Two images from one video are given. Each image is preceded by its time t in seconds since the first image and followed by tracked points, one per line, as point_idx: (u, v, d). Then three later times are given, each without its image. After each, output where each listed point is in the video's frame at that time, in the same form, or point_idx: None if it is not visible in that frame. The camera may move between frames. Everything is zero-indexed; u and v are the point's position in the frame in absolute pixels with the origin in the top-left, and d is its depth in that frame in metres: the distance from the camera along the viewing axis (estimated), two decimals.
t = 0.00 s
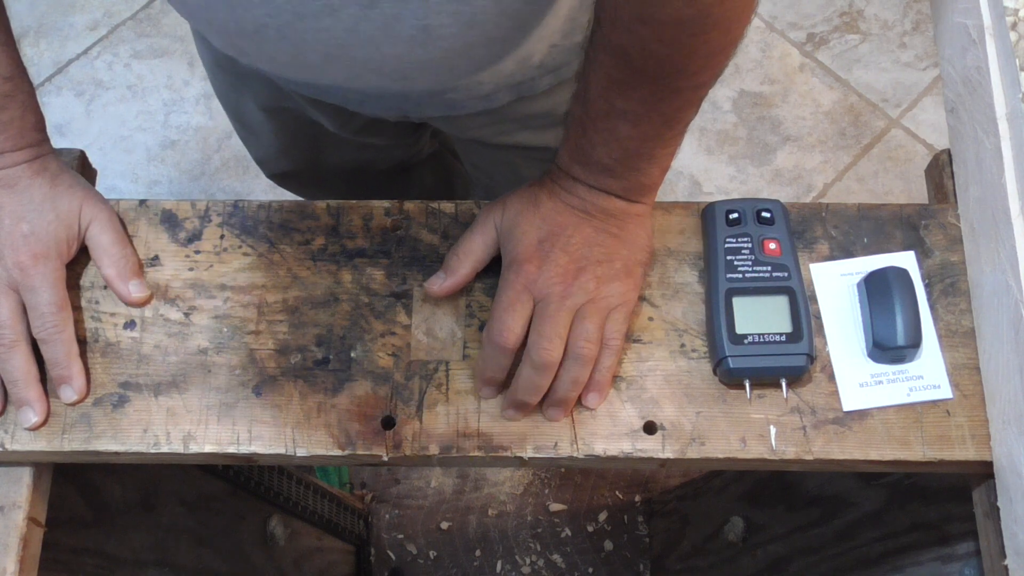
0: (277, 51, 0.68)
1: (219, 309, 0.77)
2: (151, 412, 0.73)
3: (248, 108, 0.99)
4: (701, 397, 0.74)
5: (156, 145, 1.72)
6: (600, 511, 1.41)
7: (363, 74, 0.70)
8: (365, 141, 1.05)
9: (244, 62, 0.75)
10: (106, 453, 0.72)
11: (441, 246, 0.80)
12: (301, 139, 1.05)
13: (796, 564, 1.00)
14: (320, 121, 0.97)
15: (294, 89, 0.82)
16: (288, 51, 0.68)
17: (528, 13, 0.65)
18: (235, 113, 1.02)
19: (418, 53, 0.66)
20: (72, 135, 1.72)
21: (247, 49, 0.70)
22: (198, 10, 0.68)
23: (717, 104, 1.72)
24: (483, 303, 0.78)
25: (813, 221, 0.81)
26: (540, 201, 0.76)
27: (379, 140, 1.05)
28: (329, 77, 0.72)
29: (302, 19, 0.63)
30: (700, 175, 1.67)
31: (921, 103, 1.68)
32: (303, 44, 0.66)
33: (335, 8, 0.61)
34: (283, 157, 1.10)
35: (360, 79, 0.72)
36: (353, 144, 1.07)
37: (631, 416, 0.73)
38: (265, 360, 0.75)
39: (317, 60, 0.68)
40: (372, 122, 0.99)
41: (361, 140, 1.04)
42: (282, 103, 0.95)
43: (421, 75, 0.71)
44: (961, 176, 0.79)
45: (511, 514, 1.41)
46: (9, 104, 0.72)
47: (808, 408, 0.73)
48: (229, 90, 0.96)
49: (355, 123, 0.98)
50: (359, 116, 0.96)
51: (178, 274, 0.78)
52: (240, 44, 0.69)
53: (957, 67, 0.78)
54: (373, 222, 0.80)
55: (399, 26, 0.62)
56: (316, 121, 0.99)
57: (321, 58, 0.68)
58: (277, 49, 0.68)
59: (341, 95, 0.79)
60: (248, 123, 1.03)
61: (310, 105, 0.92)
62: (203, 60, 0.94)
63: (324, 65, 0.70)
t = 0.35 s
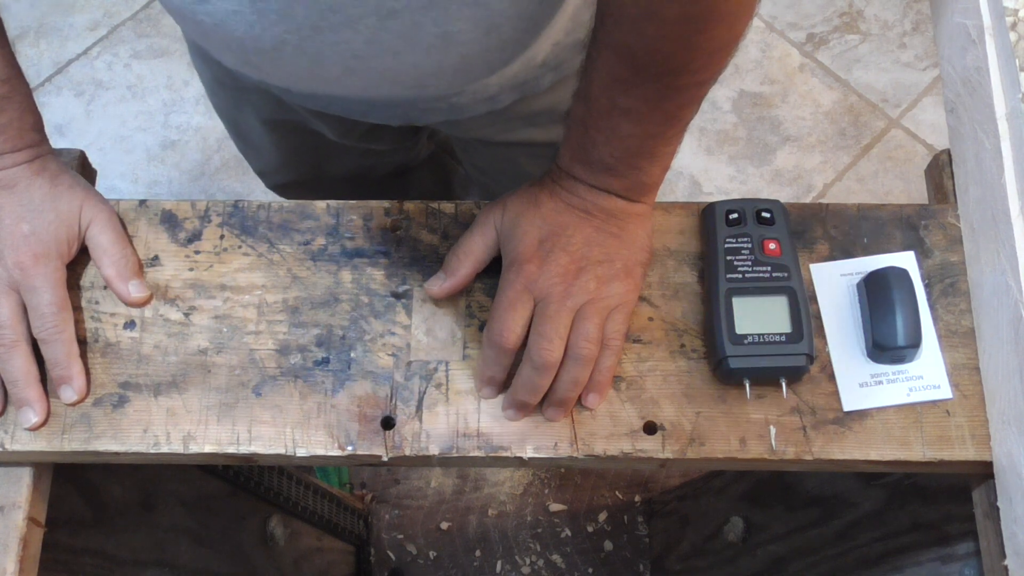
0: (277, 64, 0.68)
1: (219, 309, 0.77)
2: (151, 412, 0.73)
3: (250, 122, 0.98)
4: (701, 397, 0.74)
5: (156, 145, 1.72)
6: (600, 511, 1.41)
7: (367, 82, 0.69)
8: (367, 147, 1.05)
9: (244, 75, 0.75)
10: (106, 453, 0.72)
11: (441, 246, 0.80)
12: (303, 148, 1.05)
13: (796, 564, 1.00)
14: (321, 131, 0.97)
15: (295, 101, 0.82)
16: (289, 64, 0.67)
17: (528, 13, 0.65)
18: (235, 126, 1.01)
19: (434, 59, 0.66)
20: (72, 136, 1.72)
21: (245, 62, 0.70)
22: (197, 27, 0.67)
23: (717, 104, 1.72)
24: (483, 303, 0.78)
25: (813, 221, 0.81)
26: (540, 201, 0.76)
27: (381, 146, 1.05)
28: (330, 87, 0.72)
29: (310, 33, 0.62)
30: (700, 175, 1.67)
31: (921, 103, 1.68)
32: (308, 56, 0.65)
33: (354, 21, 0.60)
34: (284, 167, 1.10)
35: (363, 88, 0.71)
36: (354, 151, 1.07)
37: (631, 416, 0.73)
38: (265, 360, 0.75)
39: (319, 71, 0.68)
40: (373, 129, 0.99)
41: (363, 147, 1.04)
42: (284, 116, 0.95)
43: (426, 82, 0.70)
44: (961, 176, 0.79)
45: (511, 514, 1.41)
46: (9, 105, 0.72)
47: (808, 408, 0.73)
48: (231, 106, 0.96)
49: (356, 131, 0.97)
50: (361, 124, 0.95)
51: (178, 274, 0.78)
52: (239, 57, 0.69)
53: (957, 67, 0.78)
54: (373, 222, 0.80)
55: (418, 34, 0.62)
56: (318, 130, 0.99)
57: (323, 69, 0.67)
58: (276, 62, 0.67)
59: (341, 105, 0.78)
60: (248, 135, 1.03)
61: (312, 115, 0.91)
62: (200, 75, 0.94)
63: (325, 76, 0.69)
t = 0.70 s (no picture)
0: (276, 67, 0.68)
1: (219, 309, 0.77)
2: (151, 412, 0.73)
3: (251, 126, 0.98)
4: (701, 397, 0.74)
5: (156, 145, 1.72)
6: (600, 511, 1.41)
7: (369, 85, 0.70)
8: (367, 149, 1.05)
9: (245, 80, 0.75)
10: (106, 453, 0.72)
11: (441, 246, 0.80)
12: (303, 151, 1.05)
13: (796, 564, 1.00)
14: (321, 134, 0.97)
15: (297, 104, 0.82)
16: (289, 67, 0.67)
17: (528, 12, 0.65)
18: (234, 130, 1.01)
19: (439, 63, 0.66)
20: (72, 136, 1.72)
21: (248, 66, 0.70)
22: (201, 31, 0.67)
23: (717, 104, 1.72)
24: (483, 303, 0.78)
25: (813, 221, 0.81)
26: (539, 201, 0.76)
27: (381, 147, 1.05)
28: (330, 90, 0.72)
29: (313, 37, 0.62)
30: (700, 175, 1.67)
31: (921, 103, 1.68)
32: (312, 60, 0.65)
33: (361, 25, 0.60)
34: (284, 169, 1.10)
35: (367, 89, 0.71)
36: (354, 152, 1.07)
37: (631, 416, 0.73)
38: (265, 360, 0.75)
39: (320, 75, 0.68)
40: (372, 130, 0.99)
41: (363, 148, 1.04)
42: (284, 118, 0.95)
43: (427, 85, 0.70)
44: (961, 176, 0.79)
45: (511, 514, 1.41)
46: (8, 106, 0.72)
47: (808, 408, 0.73)
48: (231, 110, 0.96)
49: (355, 133, 0.98)
50: (360, 125, 0.95)
51: (178, 274, 0.78)
52: (240, 60, 0.69)
53: (957, 67, 0.78)
54: (373, 222, 0.80)
55: (422, 37, 0.62)
56: (318, 133, 0.99)
57: (326, 74, 0.67)
58: (277, 66, 0.67)
59: (341, 108, 0.78)
60: (247, 138, 1.03)
61: (311, 117, 0.91)
62: (199, 78, 0.94)
63: (326, 80, 0.69)
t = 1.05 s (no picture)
0: (273, 66, 0.68)
1: (219, 309, 0.77)
2: (151, 412, 0.73)
3: (250, 126, 0.98)
4: (701, 397, 0.74)
5: (156, 145, 1.72)
6: (600, 511, 1.41)
7: (367, 83, 0.69)
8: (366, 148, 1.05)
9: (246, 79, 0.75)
10: (106, 453, 0.72)
11: (441, 246, 0.80)
12: (302, 150, 1.05)
13: (796, 564, 1.00)
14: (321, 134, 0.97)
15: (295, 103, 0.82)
16: (288, 66, 0.67)
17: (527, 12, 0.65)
18: (233, 130, 1.01)
19: (435, 61, 0.66)
20: (72, 136, 1.72)
21: (246, 65, 0.70)
22: (197, 29, 0.67)
23: (717, 105, 1.72)
24: (483, 303, 0.78)
25: (813, 220, 0.81)
26: (539, 202, 0.76)
27: (380, 146, 1.05)
28: (329, 89, 0.72)
29: (311, 36, 0.62)
30: (699, 175, 1.67)
31: (921, 103, 1.68)
32: (309, 59, 0.65)
33: (357, 24, 0.60)
34: (283, 169, 1.10)
35: (364, 88, 0.71)
36: (353, 152, 1.07)
37: (631, 416, 0.73)
38: (265, 360, 0.75)
39: (319, 74, 0.68)
40: (372, 130, 0.99)
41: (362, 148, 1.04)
42: (283, 118, 0.95)
43: (426, 84, 0.70)
44: (961, 176, 0.79)
45: (511, 514, 1.41)
46: (8, 106, 0.72)
47: (808, 408, 0.73)
48: (230, 110, 0.96)
49: (355, 133, 0.98)
50: (359, 124, 0.95)
51: (178, 274, 0.78)
52: (239, 59, 0.69)
53: (957, 67, 0.78)
54: (373, 222, 0.80)
55: (419, 36, 0.62)
56: (317, 132, 0.99)
57: (323, 72, 0.67)
58: (276, 65, 0.67)
59: (340, 107, 0.78)
60: (247, 137, 1.03)
61: (310, 117, 0.91)
62: (198, 79, 0.94)
63: (325, 79, 0.69)
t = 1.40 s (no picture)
0: (277, 63, 0.68)
1: (219, 309, 0.77)
2: (151, 412, 0.73)
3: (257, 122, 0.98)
4: (701, 397, 0.74)
5: (156, 145, 1.72)
6: (600, 511, 1.41)
7: (370, 84, 0.69)
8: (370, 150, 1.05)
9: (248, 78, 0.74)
10: (106, 453, 0.72)
11: (441, 246, 0.80)
12: (307, 151, 1.05)
13: (795, 564, 1.00)
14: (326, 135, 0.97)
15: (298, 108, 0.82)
16: (291, 63, 0.67)
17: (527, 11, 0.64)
18: (241, 125, 1.01)
19: (434, 57, 0.66)
20: (72, 135, 1.72)
21: (249, 62, 0.70)
22: (204, 24, 0.68)
23: (717, 105, 1.71)
24: (483, 303, 0.78)
25: (812, 220, 0.81)
26: (538, 201, 0.76)
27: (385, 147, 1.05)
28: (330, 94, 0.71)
29: (314, 27, 0.62)
30: (699, 175, 1.67)
31: (921, 103, 1.68)
32: (312, 53, 0.65)
33: (359, 14, 0.60)
34: (291, 167, 1.10)
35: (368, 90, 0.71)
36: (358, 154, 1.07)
37: (631, 416, 0.73)
38: (265, 360, 0.75)
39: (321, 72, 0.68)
40: (378, 131, 0.99)
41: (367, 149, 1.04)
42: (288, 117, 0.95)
43: (426, 85, 0.70)
44: (961, 176, 0.79)
45: (511, 514, 1.41)
46: (7, 106, 0.72)
47: (808, 408, 0.73)
48: (237, 107, 0.96)
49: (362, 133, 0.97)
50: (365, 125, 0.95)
51: (178, 274, 0.78)
52: (243, 55, 0.69)
53: (956, 67, 0.79)
54: (373, 222, 0.80)
55: (420, 28, 0.62)
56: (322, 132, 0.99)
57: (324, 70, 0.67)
58: (279, 61, 0.67)
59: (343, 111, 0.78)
60: (253, 135, 1.03)
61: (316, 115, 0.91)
62: (206, 78, 0.94)
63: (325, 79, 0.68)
